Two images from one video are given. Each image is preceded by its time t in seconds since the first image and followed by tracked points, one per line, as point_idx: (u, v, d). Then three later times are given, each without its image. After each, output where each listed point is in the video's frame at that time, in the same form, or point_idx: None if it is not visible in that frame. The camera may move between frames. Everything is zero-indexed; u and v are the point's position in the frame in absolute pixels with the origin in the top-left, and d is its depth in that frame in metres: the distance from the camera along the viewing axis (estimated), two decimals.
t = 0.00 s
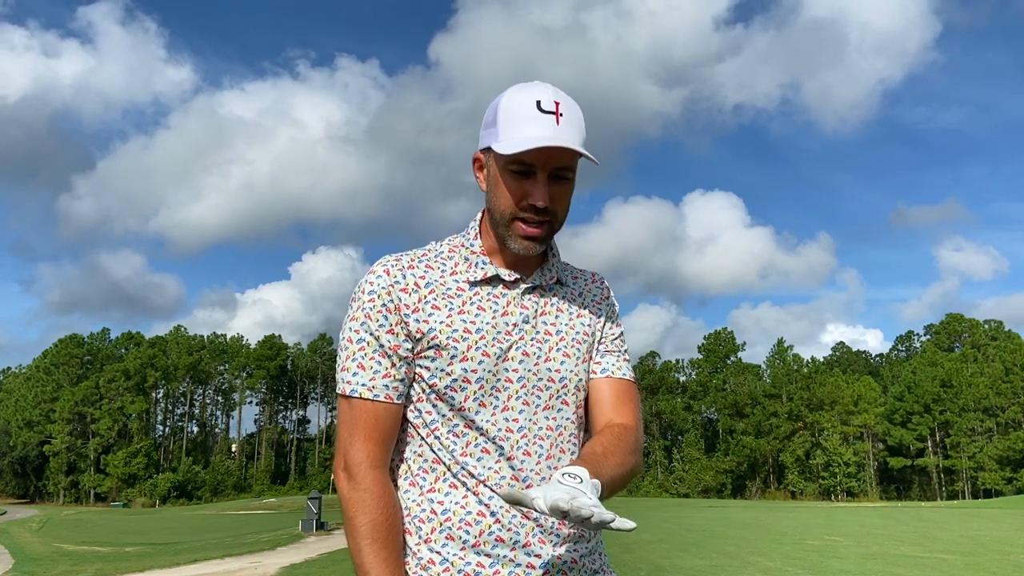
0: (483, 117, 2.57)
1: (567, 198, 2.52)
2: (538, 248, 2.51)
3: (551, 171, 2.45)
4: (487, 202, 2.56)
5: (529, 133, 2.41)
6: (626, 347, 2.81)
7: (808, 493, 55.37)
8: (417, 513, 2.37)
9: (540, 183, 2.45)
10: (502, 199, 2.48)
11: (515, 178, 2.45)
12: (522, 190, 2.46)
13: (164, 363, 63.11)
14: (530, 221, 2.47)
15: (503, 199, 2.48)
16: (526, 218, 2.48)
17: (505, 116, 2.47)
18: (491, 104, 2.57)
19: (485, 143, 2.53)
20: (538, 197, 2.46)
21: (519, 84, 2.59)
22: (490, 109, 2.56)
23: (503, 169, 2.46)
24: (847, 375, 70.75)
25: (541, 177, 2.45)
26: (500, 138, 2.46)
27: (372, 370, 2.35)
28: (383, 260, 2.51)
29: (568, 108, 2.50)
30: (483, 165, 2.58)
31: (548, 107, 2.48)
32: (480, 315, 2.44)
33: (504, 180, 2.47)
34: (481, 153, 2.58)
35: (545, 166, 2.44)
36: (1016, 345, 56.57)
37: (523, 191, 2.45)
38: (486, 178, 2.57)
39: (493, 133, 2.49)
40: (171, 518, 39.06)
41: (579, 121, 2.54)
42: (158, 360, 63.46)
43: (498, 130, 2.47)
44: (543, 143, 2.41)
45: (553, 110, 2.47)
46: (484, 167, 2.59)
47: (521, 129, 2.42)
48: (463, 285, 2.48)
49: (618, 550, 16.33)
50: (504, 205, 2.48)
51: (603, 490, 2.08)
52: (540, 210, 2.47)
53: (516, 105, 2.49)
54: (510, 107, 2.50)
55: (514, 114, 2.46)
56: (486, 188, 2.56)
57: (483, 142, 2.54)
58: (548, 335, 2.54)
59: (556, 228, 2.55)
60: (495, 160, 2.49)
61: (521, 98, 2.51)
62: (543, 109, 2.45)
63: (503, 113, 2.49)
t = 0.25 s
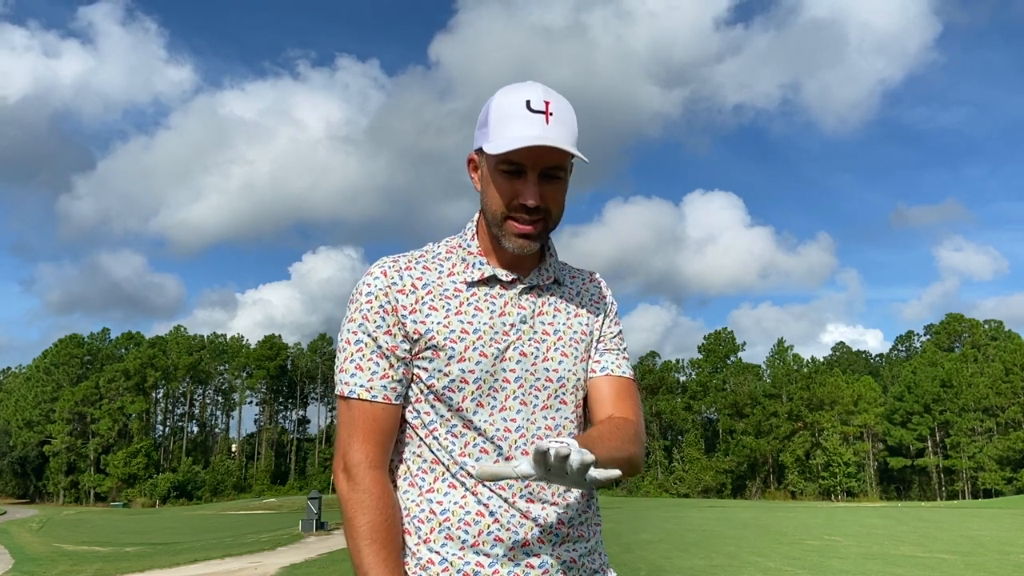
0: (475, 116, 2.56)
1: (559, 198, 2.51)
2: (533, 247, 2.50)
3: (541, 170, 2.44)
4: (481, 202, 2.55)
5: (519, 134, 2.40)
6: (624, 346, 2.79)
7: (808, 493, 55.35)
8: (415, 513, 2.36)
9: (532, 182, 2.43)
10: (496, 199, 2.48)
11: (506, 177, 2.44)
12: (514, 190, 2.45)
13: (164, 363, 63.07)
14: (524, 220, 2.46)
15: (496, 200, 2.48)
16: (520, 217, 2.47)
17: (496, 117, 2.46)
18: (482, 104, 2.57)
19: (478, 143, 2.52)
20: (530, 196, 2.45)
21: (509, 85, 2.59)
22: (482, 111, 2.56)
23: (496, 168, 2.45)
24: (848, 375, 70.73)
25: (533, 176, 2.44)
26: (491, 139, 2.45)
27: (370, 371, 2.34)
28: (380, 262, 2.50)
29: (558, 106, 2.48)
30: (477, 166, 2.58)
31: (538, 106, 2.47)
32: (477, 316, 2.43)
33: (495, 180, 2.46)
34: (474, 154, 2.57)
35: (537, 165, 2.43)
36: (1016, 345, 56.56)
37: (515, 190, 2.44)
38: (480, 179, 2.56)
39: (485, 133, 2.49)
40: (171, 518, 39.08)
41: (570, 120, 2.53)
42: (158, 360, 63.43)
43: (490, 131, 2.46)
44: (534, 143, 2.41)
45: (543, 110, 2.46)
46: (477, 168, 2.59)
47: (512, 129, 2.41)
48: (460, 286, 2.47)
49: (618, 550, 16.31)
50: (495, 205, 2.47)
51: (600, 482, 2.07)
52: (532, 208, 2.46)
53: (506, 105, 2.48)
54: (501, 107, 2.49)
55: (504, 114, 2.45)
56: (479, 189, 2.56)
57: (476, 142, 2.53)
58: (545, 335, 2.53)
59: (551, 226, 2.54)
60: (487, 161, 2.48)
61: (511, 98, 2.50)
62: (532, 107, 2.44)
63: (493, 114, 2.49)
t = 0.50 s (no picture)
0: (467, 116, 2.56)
1: (554, 195, 2.51)
2: (529, 244, 2.50)
3: (534, 167, 2.44)
4: (476, 202, 2.55)
5: (511, 132, 2.40)
6: (623, 345, 2.79)
7: (808, 493, 55.33)
8: (414, 513, 2.36)
9: (525, 179, 2.43)
10: (490, 199, 2.48)
11: (500, 176, 2.45)
12: (508, 189, 2.45)
13: (164, 363, 63.05)
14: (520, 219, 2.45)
15: (491, 200, 2.48)
16: (514, 216, 2.47)
17: (487, 117, 2.46)
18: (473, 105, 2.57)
19: (470, 144, 2.52)
20: (523, 194, 2.45)
21: (502, 82, 2.58)
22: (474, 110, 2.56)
23: (488, 168, 2.46)
24: (848, 375, 70.71)
25: (526, 173, 2.44)
26: (484, 138, 2.45)
27: (367, 373, 2.34)
28: (377, 264, 2.51)
29: (550, 104, 2.48)
30: (472, 166, 2.58)
31: (530, 103, 2.46)
32: (473, 316, 2.43)
33: (489, 180, 2.47)
34: (468, 154, 2.57)
35: (529, 163, 2.44)
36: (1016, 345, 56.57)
37: (509, 188, 2.45)
38: (474, 179, 2.57)
39: (478, 133, 2.48)
40: (171, 518, 39.08)
41: (564, 117, 2.52)
42: (158, 360, 63.42)
43: (483, 130, 2.46)
44: (527, 140, 2.40)
45: (534, 107, 2.45)
46: (472, 168, 2.59)
47: (504, 128, 2.41)
48: (457, 287, 2.47)
49: (618, 550, 16.29)
50: (491, 205, 2.47)
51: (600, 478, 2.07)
52: (526, 207, 2.46)
53: (498, 104, 2.48)
54: (492, 107, 2.49)
55: (496, 113, 2.45)
56: (474, 188, 2.56)
57: (469, 143, 2.53)
58: (542, 335, 2.53)
59: (547, 223, 2.53)
60: (481, 160, 2.48)
61: (503, 96, 2.50)
62: (524, 105, 2.44)
63: (486, 113, 2.48)
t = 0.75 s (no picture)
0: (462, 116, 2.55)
1: (552, 192, 2.48)
2: (527, 243, 2.49)
3: (529, 166, 2.43)
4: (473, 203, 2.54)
5: (505, 133, 2.39)
6: (624, 346, 2.77)
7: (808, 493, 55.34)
8: (411, 515, 2.34)
9: (521, 178, 2.42)
10: (487, 200, 2.47)
11: (495, 176, 2.44)
12: (505, 189, 2.44)
13: (164, 363, 62.99)
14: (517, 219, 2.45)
15: (488, 200, 2.46)
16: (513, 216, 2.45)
17: (482, 115, 2.45)
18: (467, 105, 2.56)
19: (465, 143, 2.51)
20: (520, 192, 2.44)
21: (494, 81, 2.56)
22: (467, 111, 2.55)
23: (485, 167, 2.44)
24: (848, 375, 70.69)
25: (522, 171, 2.43)
26: (477, 140, 2.44)
27: (364, 373, 2.33)
28: (374, 263, 2.50)
29: (542, 101, 2.46)
30: (466, 168, 2.57)
31: (521, 102, 2.45)
32: (472, 317, 2.42)
33: (485, 179, 2.45)
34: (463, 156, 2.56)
35: (525, 161, 2.42)
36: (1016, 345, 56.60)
37: (505, 187, 2.44)
38: (471, 179, 2.55)
39: (472, 133, 2.47)
40: (171, 518, 39.06)
41: (557, 113, 2.50)
42: (159, 360, 63.38)
43: (476, 131, 2.46)
44: (522, 140, 2.39)
45: (527, 105, 2.43)
46: (468, 169, 2.58)
47: (498, 128, 2.40)
48: (454, 288, 2.46)
49: (618, 550, 16.29)
50: (487, 204, 2.46)
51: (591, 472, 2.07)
52: (522, 204, 2.45)
53: (490, 103, 2.46)
54: (486, 106, 2.48)
55: (489, 111, 2.45)
56: (470, 190, 2.55)
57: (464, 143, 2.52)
58: (541, 335, 2.51)
59: (545, 222, 2.52)
60: (474, 162, 2.48)
61: (495, 96, 2.49)
62: (515, 103, 2.42)
63: (480, 112, 2.47)
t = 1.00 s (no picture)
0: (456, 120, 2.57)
1: (551, 191, 2.49)
2: (531, 241, 2.49)
3: (529, 166, 2.44)
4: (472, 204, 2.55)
5: (501, 134, 2.40)
6: (625, 344, 2.78)
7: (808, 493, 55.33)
8: (412, 513, 2.35)
9: (521, 177, 2.43)
10: (486, 202, 2.47)
11: (494, 177, 2.45)
12: (506, 188, 2.44)
13: (164, 363, 62.95)
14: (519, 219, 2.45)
15: (488, 202, 2.47)
16: (514, 215, 2.46)
17: (477, 118, 2.47)
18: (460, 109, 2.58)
19: (462, 147, 2.52)
20: (520, 192, 2.44)
21: (486, 84, 2.59)
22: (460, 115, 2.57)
23: (483, 170, 2.45)
24: (848, 375, 70.69)
25: (521, 172, 2.44)
26: (474, 142, 2.45)
27: (366, 371, 2.34)
28: (376, 262, 2.51)
29: (536, 100, 2.48)
30: (465, 170, 2.57)
31: (515, 101, 2.47)
32: (472, 316, 2.43)
33: (483, 181, 2.46)
34: (459, 160, 2.58)
35: (524, 161, 2.43)
36: (1016, 345, 56.65)
37: (506, 187, 2.44)
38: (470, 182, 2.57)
39: (467, 137, 2.49)
40: (171, 518, 39.04)
41: (550, 112, 2.52)
42: (159, 360, 63.33)
43: (472, 134, 2.47)
44: (517, 141, 2.40)
45: (521, 105, 2.45)
46: (466, 173, 2.59)
47: (493, 129, 2.41)
48: (456, 286, 2.47)
49: (618, 550, 16.30)
50: (488, 206, 2.47)
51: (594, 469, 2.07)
52: (524, 204, 2.45)
53: (483, 105, 2.48)
54: (479, 109, 2.50)
55: (483, 115, 2.46)
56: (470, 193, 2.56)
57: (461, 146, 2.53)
58: (542, 333, 2.53)
59: (546, 221, 2.53)
60: (472, 165, 2.49)
61: (488, 96, 2.50)
62: (510, 104, 2.44)
63: (475, 115, 2.49)
